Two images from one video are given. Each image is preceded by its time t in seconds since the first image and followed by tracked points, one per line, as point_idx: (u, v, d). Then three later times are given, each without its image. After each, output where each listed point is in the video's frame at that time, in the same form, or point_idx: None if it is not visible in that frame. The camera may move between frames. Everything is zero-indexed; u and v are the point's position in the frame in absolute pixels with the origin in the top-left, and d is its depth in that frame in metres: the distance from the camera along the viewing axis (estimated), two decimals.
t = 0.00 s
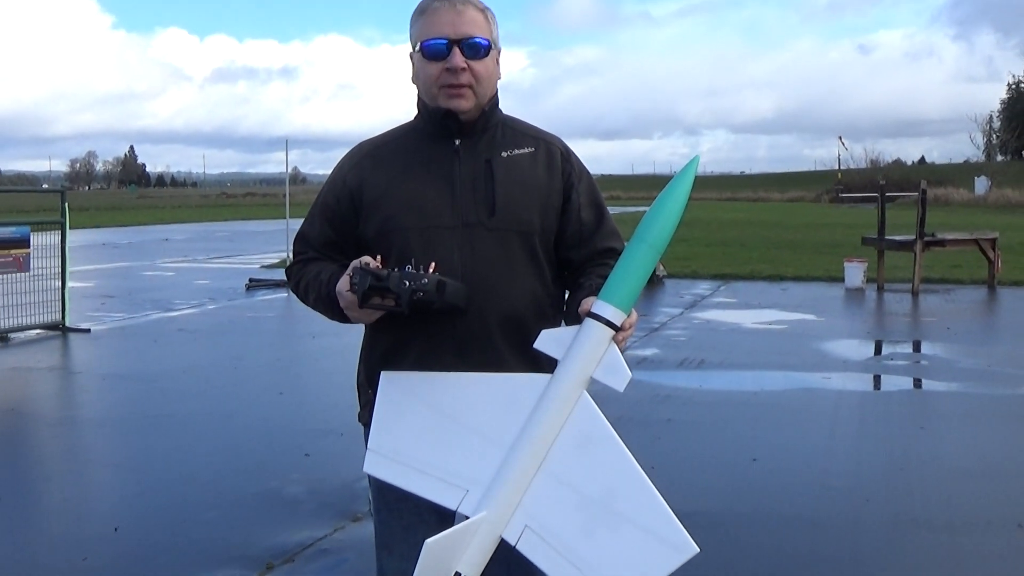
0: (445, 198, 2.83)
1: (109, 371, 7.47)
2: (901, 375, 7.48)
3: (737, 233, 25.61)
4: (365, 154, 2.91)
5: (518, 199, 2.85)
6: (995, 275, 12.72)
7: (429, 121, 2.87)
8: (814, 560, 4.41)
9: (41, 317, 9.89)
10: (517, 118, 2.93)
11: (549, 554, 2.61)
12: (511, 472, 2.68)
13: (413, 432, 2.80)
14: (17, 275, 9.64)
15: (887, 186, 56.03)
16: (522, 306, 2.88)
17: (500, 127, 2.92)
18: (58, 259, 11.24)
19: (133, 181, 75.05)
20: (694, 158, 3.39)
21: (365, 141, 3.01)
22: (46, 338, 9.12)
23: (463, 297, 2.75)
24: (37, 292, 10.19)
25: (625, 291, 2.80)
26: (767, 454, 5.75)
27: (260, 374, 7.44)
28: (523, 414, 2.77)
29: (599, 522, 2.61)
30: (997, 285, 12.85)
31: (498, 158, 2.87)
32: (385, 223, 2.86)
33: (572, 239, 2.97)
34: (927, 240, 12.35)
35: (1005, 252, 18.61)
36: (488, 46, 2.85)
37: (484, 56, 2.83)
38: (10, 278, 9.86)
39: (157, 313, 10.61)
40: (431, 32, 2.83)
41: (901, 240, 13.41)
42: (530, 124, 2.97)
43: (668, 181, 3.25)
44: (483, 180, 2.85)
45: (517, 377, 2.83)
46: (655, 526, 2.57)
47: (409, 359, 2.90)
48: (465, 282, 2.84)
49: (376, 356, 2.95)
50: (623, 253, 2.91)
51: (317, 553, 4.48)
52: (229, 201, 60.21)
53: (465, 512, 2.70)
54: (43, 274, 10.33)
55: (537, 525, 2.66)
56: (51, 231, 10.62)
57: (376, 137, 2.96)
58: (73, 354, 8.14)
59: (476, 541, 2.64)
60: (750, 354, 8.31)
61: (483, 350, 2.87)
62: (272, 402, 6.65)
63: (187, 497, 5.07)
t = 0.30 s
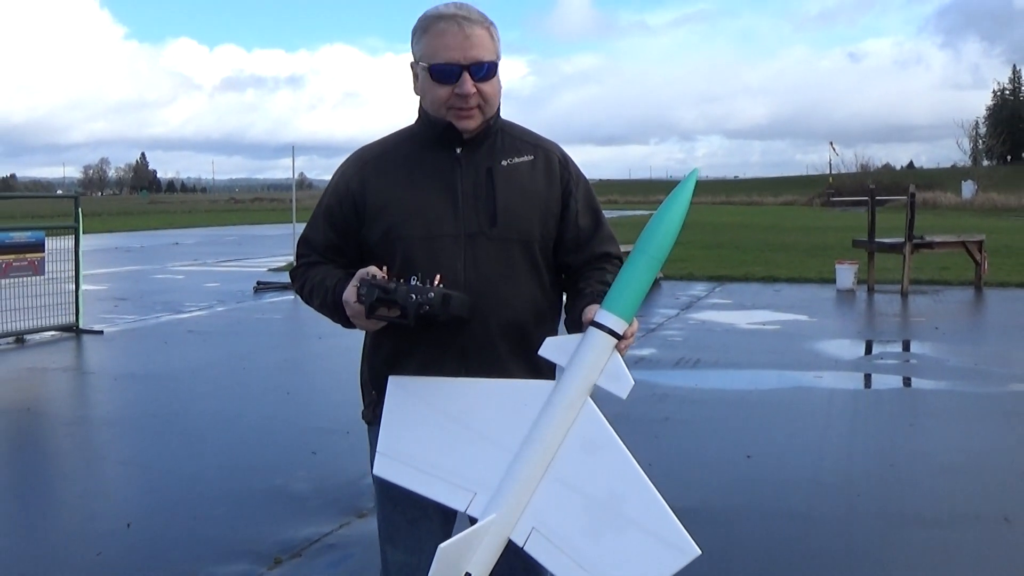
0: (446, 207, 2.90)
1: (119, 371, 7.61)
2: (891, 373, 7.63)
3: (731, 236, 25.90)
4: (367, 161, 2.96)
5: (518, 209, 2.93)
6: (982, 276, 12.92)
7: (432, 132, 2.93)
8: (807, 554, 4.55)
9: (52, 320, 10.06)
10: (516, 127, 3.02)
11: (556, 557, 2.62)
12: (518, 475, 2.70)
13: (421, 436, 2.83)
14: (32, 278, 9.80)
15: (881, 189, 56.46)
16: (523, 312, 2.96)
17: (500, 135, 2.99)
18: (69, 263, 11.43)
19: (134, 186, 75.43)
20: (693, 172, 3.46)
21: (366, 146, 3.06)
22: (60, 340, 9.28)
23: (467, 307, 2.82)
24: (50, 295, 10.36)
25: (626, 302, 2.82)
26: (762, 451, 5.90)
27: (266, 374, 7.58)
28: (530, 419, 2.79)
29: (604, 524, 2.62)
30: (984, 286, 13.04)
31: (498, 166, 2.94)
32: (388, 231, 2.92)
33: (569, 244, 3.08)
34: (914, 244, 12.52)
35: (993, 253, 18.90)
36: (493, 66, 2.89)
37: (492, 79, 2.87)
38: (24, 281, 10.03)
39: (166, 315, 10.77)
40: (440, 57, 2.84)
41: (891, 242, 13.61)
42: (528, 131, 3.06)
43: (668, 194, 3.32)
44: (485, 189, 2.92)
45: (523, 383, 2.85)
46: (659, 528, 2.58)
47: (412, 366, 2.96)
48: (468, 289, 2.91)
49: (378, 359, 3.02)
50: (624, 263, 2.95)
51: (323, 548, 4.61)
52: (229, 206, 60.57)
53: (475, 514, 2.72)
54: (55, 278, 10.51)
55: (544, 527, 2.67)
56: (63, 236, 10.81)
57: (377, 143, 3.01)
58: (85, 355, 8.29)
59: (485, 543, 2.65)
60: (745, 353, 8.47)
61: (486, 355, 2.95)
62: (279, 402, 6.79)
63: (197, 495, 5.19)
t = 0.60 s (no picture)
0: (446, 207, 2.88)
1: (119, 370, 7.62)
2: (891, 372, 7.63)
3: (731, 235, 25.89)
4: (364, 161, 2.93)
5: (517, 208, 2.93)
6: (981, 275, 12.91)
7: (430, 132, 2.91)
8: (807, 553, 4.55)
9: (53, 320, 10.07)
10: (512, 126, 3.01)
11: (574, 554, 2.62)
12: (532, 476, 2.68)
13: (429, 439, 2.80)
14: (32, 278, 9.80)
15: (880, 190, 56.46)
16: (523, 311, 2.96)
17: (497, 134, 2.98)
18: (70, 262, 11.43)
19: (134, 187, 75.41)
20: (692, 166, 3.48)
21: (361, 145, 3.02)
22: (60, 339, 9.28)
23: (469, 307, 2.81)
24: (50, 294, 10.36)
25: (632, 297, 2.81)
26: (762, 450, 5.89)
27: (266, 374, 7.58)
28: (539, 419, 2.77)
29: (623, 521, 2.63)
30: (984, 285, 13.04)
31: (497, 165, 2.93)
32: (387, 231, 2.89)
33: (568, 242, 3.08)
34: (914, 242, 12.52)
35: (992, 253, 18.89)
36: (492, 71, 2.86)
37: (492, 84, 2.85)
38: (24, 281, 10.03)
39: (167, 315, 10.77)
40: (440, 61, 2.80)
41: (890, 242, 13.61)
42: (525, 129, 3.06)
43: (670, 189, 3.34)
44: (484, 189, 2.91)
45: (531, 382, 2.83)
46: (677, 522, 2.60)
47: (411, 369, 2.93)
48: (468, 289, 2.90)
49: (377, 360, 2.98)
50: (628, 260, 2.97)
51: (323, 547, 4.60)
52: (230, 206, 60.58)
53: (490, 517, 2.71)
54: (56, 277, 10.51)
55: (562, 525, 2.66)
56: (64, 235, 10.81)
57: (373, 143, 2.97)
58: (86, 355, 8.29)
59: (504, 544, 2.65)
60: (745, 352, 8.47)
61: (488, 355, 2.94)
62: (279, 401, 6.79)
63: (197, 494, 5.19)
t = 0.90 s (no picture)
0: (446, 206, 2.88)
1: (120, 371, 7.62)
2: (891, 370, 7.63)
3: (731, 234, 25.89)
4: (363, 160, 2.92)
5: (517, 207, 2.93)
6: (981, 273, 12.91)
7: (429, 132, 2.91)
8: (807, 551, 4.55)
9: (53, 321, 10.07)
10: (510, 125, 3.02)
11: (581, 549, 2.60)
12: (537, 472, 2.67)
13: (433, 436, 2.78)
14: (32, 279, 9.80)
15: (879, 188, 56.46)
16: (523, 309, 2.97)
17: (495, 133, 2.98)
18: (71, 263, 11.44)
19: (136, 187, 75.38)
20: (693, 162, 3.50)
21: (359, 144, 3.01)
22: (60, 340, 9.28)
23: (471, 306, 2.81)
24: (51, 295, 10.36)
25: (636, 294, 2.85)
26: (763, 449, 5.89)
27: (266, 374, 7.58)
28: (543, 415, 2.77)
29: (629, 516, 2.62)
30: (983, 283, 13.04)
31: (496, 164, 2.94)
32: (387, 230, 2.89)
33: (567, 241, 3.09)
34: (914, 240, 12.52)
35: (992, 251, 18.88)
36: (492, 71, 2.86)
37: (491, 84, 2.85)
38: (24, 281, 10.03)
39: (168, 315, 10.77)
40: (440, 61, 2.80)
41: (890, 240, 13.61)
42: (523, 128, 3.06)
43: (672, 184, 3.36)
44: (484, 188, 2.91)
45: (535, 378, 2.83)
46: (684, 517, 2.60)
47: (412, 367, 2.93)
48: (469, 288, 2.90)
49: (377, 359, 2.98)
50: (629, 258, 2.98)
51: (324, 547, 4.60)
52: (233, 206, 60.71)
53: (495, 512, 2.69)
54: (56, 279, 10.52)
55: (567, 521, 2.65)
56: (63, 236, 10.81)
57: (372, 142, 2.97)
58: (86, 355, 8.29)
59: (510, 539, 2.63)
60: (745, 350, 8.47)
61: (488, 353, 2.94)
62: (279, 401, 6.79)
63: (198, 494, 5.20)
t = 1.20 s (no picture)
0: (447, 207, 2.88)
1: (121, 372, 7.62)
2: (892, 372, 7.63)
3: (731, 235, 25.88)
4: (365, 161, 2.92)
5: (519, 207, 2.93)
6: (982, 274, 12.92)
7: (430, 132, 2.91)
8: (807, 552, 4.55)
9: (54, 322, 10.07)
10: (511, 126, 3.02)
11: (585, 550, 2.61)
12: (540, 472, 2.67)
13: (436, 436, 2.77)
14: (32, 279, 9.81)
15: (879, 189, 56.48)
16: (525, 310, 2.96)
17: (497, 134, 2.98)
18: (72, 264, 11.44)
19: (136, 188, 75.37)
20: (695, 162, 3.51)
21: (360, 145, 3.01)
22: (61, 341, 9.29)
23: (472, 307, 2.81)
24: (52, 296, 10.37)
25: (639, 294, 2.86)
26: (763, 450, 5.89)
27: (266, 375, 7.58)
28: (547, 416, 2.77)
29: (633, 516, 2.62)
30: (984, 284, 13.04)
31: (498, 165, 2.94)
32: (389, 231, 2.88)
33: (568, 242, 3.08)
34: (915, 241, 12.51)
35: (993, 252, 18.88)
36: (493, 70, 2.86)
37: (493, 83, 2.85)
38: (25, 282, 10.04)
39: (169, 316, 10.77)
40: (442, 60, 2.80)
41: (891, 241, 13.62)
42: (524, 129, 3.06)
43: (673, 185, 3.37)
44: (487, 189, 2.91)
45: (538, 379, 2.83)
46: (688, 517, 2.61)
47: (414, 368, 2.92)
48: (471, 288, 2.90)
49: (379, 360, 2.98)
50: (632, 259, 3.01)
51: (325, 548, 4.61)
52: (232, 207, 60.74)
53: (498, 512, 2.69)
54: (57, 280, 10.52)
55: (571, 521, 2.66)
56: (65, 237, 10.82)
57: (373, 144, 2.97)
58: (87, 356, 8.29)
59: (514, 540, 2.63)
60: (746, 352, 8.47)
61: (490, 354, 2.94)
62: (280, 402, 6.79)
63: (199, 495, 5.20)
